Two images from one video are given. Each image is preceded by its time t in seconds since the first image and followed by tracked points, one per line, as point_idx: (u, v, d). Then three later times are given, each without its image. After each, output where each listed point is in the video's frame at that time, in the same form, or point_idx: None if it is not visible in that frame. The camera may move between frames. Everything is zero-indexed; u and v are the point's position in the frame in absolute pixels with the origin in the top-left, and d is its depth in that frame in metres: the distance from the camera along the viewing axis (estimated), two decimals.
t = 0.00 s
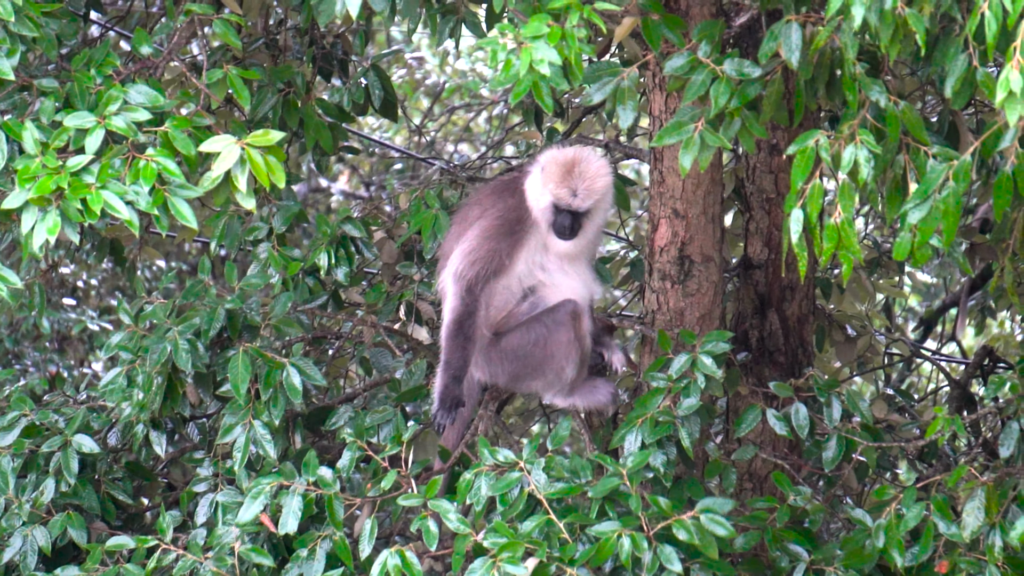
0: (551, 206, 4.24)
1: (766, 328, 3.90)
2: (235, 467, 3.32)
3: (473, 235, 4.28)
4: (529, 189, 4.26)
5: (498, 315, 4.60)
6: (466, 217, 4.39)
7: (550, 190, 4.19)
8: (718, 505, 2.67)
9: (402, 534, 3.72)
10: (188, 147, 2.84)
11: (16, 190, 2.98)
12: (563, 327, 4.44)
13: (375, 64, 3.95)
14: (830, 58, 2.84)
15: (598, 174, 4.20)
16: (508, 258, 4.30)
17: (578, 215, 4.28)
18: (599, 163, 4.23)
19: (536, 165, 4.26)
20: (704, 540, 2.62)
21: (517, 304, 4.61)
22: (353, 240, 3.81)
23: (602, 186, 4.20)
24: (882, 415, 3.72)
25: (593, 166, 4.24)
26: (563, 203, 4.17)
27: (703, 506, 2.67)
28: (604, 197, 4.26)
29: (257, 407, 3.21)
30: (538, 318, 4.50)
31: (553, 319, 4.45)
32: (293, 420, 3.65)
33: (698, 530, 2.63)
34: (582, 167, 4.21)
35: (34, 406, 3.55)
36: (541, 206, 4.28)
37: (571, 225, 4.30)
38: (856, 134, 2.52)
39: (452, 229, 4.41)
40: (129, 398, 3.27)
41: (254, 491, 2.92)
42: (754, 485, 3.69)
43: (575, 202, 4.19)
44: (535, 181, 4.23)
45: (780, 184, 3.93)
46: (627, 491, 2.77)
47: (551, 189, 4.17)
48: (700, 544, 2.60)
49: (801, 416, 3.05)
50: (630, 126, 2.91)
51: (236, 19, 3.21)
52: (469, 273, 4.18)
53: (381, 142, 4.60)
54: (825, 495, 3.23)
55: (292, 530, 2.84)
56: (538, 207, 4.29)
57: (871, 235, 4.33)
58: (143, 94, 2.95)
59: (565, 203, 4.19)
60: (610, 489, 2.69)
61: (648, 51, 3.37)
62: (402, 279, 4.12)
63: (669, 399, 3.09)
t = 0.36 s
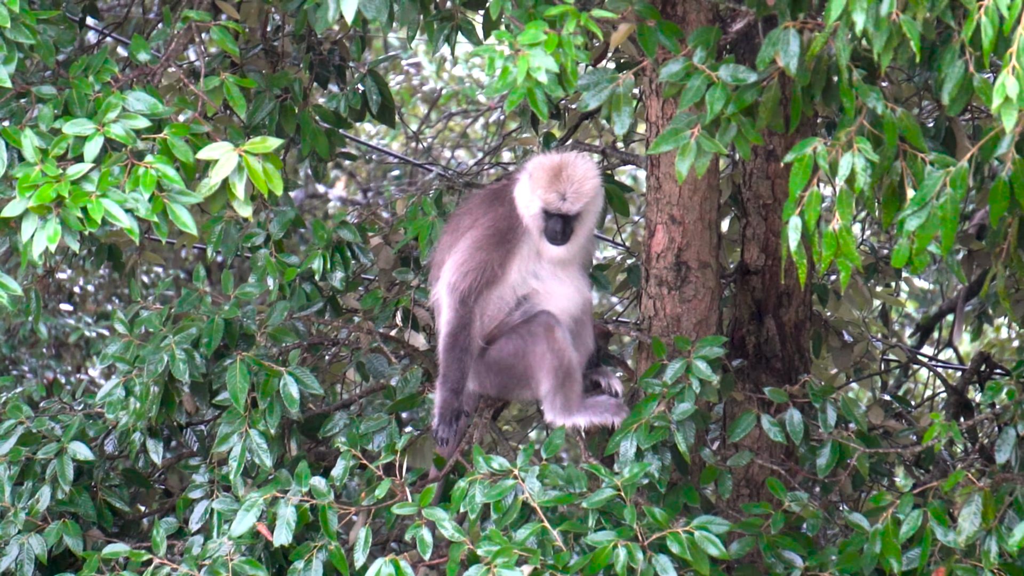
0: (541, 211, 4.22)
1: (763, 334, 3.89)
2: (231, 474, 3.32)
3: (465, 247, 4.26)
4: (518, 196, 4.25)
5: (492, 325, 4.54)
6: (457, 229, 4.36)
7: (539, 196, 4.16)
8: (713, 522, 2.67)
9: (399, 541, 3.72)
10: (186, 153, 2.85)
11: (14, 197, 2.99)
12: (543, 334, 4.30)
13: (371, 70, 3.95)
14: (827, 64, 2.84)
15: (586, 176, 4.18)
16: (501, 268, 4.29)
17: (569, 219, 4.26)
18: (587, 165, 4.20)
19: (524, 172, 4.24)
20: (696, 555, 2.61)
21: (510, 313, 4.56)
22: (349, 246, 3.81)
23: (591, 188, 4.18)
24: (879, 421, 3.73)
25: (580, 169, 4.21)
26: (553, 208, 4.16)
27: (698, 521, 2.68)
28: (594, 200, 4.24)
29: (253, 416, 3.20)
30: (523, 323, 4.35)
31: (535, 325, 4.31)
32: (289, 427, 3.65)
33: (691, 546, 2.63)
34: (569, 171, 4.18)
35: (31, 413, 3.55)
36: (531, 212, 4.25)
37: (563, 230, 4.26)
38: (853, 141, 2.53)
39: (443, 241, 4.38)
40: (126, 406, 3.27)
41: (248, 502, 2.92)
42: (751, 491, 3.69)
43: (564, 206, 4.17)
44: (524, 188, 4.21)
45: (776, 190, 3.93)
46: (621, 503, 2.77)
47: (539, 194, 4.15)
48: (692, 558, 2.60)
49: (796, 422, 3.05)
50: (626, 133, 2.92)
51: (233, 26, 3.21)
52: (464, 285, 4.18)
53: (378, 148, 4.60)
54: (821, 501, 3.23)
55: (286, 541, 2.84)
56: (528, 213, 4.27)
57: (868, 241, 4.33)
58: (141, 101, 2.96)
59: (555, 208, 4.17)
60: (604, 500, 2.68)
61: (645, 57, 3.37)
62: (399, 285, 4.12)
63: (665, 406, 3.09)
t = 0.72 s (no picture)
0: (532, 211, 4.16)
1: (760, 337, 3.89)
2: (227, 478, 3.31)
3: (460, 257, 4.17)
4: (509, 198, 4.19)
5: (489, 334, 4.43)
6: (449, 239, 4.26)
7: (529, 196, 4.11)
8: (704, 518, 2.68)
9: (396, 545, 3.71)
10: (185, 158, 2.85)
11: (13, 201, 2.99)
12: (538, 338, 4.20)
13: (367, 74, 3.95)
14: (823, 67, 2.84)
15: (574, 173, 4.14)
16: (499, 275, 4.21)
17: (561, 217, 4.19)
18: (574, 162, 4.16)
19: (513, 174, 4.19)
20: (688, 550, 2.62)
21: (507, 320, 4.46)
22: (346, 249, 3.81)
23: (580, 185, 4.13)
24: (875, 424, 3.73)
25: (567, 166, 4.16)
26: (544, 206, 4.11)
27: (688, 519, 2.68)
28: (584, 195, 4.18)
29: (250, 420, 3.20)
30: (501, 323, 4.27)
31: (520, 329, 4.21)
32: (285, 431, 3.65)
33: (683, 541, 2.63)
34: (556, 169, 4.14)
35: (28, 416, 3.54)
36: (522, 213, 4.19)
37: (555, 228, 4.19)
38: (850, 143, 2.53)
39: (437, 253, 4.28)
40: (122, 411, 3.26)
41: (244, 507, 2.91)
42: (747, 494, 3.68)
43: (555, 203, 4.12)
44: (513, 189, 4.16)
45: (773, 193, 3.93)
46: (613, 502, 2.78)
47: (529, 193, 4.11)
48: (685, 555, 2.60)
49: (791, 425, 3.05)
50: (623, 137, 2.92)
51: (230, 30, 3.22)
52: (465, 298, 4.09)
53: (375, 151, 4.60)
54: (818, 504, 3.23)
55: (281, 545, 2.82)
56: (520, 214, 4.21)
57: (865, 244, 4.33)
58: (140, 105, 2.96)
59: (545, 206, 4.11)
60: (595, 497, 2.69)
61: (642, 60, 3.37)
62: (396, 289, 4.12)
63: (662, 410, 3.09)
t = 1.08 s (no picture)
0: (521, 213, 4.10)
1: (757, 338, 3.90)
2: (224, 479, 3.31)
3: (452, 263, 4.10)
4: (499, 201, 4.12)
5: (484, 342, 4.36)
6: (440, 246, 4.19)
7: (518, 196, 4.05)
8: (695, 508, 2.70)
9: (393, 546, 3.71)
10: (182, 160, 2.85)
11: (10, 203, 2.99)
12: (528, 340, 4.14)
13: (362, 74, 3.95)
14: (821, 69, 2.85)
15: (563, 174, 4.08)
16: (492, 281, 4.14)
17: (551, 219, 4.12)
18: (563, 163, 4.10)
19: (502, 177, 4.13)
20: (686, 551, 2.63)
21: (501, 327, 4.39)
22: (343, 251, 3.81)
23: (569, 185, 4.08)
24: (873, 425, 3.73)
25: (556, 167, 4.10)
26: (533, 206, 4.05)
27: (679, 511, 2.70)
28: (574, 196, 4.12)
29: (245, 423, 3.21)
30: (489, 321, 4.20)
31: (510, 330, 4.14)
32: (282, 432, 3.67)
33: (676, 534, 2.65)
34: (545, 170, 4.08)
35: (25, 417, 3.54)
36: (512, 216, 4.12)
37: (545, 230, 4.10)
38: (847, 145, 2.54)
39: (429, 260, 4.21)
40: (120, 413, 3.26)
41: (243, 514, 2.89)
42: (744, 495, 3.69)
43: (545, 204, 4.06)
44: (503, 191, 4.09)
45: (770, 194, 3.94)
46: (606, 500, 2.79)
47: (518, 193, 4.05)
48: (679, 547, 2.63)
49: (790, 426, 3.06)
50: (620, 138, 2.92)
51: (227, 31, 3.22)
52: (460, 305, 4.01)
53: (373, 152, 4.60)
54: (815, 505, 3.23)
55: (280, 554, 2.83)
56: (510, 217, 4.14)
57: (862, 245, 4.34)
58: (137, 107, 2.96)
59: (534, 206, 4.05)
60: (589, 494, 2.71)
61: (639, 61, 3.38)
62: (393, 290, 4.11)
63: (660, 412, 3.10)
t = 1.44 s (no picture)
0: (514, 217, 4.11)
1: (755, 337, 3.89)
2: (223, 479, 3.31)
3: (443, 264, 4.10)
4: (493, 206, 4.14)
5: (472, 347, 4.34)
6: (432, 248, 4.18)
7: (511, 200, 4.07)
8: (697, 509, 2.70)
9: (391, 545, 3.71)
10: (179, 160, 2.85)
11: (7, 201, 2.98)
12: (512, 340, 4.13)
13: (359, 73, 3.95)
14: (819, 68, 2.85)
15: (556, 180, 4.11)
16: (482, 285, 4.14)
17: (543, 225, 4.14)
18: (556, 169, 4.14)
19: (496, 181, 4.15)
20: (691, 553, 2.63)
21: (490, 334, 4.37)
22: (340, 250, 3.80)
23: (562, 192, 4.11)
24: (871, 423, 3.74)
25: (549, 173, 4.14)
26: (526, 211, 4.07)
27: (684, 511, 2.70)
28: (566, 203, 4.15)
29: (243, 423, 3.22)
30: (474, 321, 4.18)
31: (494, 327, 4.14)
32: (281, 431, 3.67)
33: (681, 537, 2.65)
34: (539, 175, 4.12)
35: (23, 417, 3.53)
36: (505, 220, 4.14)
37: (537, 235, 4.12)
38: (845, 143, 2.54)
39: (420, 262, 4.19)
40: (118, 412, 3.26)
41: (245, 521, 2.90)
42: (742, 494, 3.69)
43: (537, 209, 4.08)
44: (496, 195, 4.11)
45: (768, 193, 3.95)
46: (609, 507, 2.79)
47: (512, 198, 4.07)
48: (686, 549, 2.61)
49: (791, 426, 3.07)
50: (618, 136, 2.92)
51: (224, 29, 3.21)
52: (451, 306, 4.00)
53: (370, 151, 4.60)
54: (813, 504, 3.24)
55: (284, 561, 2.85)
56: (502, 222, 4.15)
57: (860, 244, 4.35)
58: (134, 105, 2.95)
59: (527, 211, 4.07)
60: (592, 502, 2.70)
61: (636, 60, 3.38)
62: (390, 288, 4.09)
63: (658, 411, 3.10)
